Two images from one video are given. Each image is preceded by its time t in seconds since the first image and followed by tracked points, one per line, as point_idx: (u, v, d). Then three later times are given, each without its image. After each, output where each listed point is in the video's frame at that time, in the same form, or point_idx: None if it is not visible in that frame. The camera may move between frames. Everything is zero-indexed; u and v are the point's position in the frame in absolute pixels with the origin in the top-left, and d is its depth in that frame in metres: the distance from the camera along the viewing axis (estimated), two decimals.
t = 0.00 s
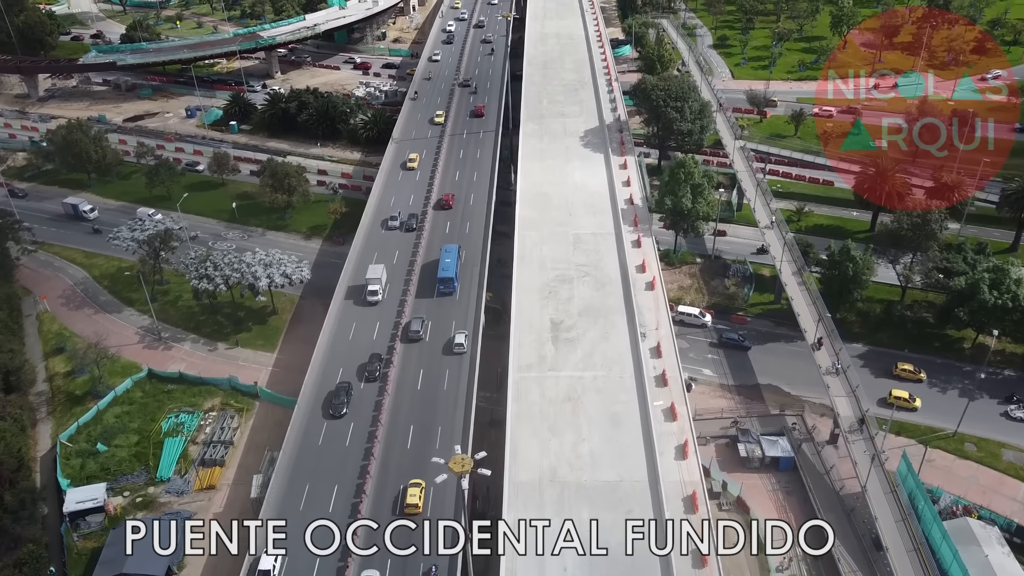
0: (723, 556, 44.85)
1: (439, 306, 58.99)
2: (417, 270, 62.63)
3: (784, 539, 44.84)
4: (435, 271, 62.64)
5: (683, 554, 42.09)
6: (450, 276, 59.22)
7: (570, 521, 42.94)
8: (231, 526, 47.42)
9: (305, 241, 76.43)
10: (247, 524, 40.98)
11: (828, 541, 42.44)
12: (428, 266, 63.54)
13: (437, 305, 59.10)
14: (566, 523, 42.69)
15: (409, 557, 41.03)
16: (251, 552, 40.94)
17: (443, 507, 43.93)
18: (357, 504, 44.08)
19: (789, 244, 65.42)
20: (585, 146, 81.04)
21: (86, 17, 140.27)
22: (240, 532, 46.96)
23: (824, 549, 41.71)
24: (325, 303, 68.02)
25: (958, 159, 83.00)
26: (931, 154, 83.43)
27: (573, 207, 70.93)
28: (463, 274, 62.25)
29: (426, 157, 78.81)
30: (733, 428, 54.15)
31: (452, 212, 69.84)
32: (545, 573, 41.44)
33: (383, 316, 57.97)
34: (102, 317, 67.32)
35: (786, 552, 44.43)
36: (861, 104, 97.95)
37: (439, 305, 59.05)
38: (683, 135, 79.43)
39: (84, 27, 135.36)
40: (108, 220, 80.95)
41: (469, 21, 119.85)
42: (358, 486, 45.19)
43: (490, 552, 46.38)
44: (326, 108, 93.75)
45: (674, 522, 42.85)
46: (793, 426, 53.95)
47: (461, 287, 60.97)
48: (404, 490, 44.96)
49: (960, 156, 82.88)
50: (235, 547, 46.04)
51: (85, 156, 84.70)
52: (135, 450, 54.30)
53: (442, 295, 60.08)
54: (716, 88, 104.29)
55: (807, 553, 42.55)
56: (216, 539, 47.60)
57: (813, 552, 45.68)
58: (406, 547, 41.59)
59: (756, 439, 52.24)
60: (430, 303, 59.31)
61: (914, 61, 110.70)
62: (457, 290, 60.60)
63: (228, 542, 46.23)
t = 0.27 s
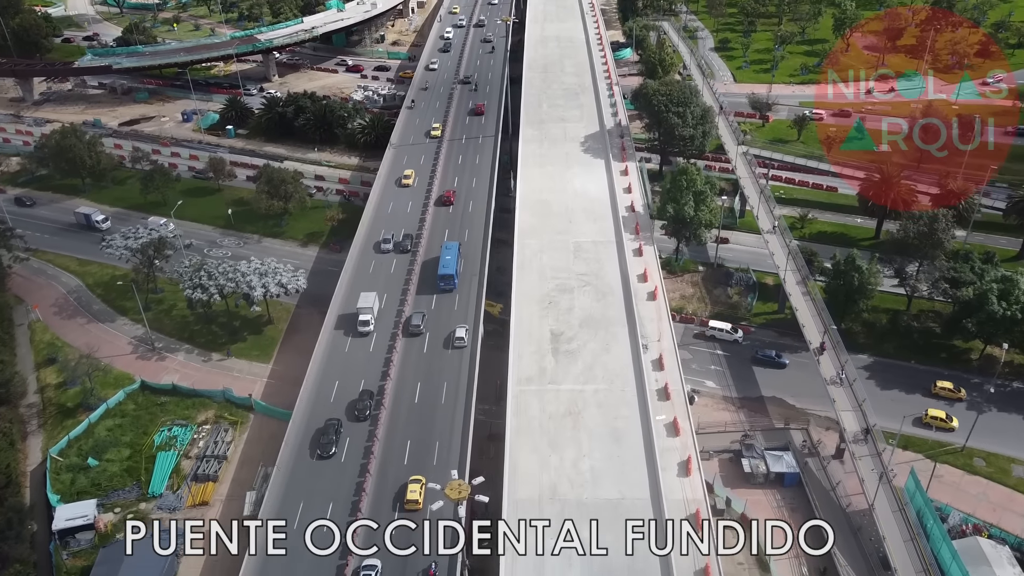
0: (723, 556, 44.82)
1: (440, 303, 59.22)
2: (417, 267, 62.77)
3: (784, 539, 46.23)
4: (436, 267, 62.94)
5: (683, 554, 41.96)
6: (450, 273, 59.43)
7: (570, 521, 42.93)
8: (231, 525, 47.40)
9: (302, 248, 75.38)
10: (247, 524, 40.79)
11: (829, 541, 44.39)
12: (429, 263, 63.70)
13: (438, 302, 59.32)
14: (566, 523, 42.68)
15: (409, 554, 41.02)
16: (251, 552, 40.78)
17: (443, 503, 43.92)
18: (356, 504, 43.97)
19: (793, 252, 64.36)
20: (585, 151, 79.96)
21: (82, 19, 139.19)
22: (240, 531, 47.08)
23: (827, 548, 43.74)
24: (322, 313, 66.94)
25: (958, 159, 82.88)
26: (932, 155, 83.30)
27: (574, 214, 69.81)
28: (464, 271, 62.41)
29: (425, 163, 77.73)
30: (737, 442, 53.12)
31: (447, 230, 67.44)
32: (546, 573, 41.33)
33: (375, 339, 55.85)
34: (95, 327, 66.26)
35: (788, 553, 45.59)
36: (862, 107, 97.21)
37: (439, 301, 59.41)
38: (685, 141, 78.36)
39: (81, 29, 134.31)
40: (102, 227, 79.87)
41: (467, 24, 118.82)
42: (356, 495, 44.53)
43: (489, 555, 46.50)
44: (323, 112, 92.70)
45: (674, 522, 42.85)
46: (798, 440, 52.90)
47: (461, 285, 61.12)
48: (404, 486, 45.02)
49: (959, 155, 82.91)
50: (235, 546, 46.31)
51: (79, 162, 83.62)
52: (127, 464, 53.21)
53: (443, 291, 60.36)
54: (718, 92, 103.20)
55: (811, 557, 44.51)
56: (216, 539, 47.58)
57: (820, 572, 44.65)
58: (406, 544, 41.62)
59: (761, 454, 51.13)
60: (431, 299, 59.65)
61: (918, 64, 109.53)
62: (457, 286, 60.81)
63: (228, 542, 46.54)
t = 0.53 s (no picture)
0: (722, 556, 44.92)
1: (440, 299, 59.52)
2: (418, 264, 63.07)
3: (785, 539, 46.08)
4: (436, 264, 63.28)
5: (683, 554, 41.81)
6: (450, 270, 59.61)
7: (570, 521, 42.91)
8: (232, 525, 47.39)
9: (298, 255, 74.32)
10: (247, 524, 40.76)
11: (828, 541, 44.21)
12: (430, 260, 64.03)
13: (438, 299, 59.55)
14: (566, 523, 42.67)
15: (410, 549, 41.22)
16: (251, 552, 40.78)
17: (443, 500, 44.08)
18: (356, 503, 43.98)
19: (798, 261, 63.32)
20: (586, 157, 78.90)
21: (79, 21, 138.09)
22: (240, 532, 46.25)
23: (826, 548, 43.55)
24: (318, 322, 65.84)
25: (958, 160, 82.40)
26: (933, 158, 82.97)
27: (574, 222, 68.76)
28: (464, 268, 62.64)
29: (423, 168, 76.64)
30: (741, 457, 52.11)
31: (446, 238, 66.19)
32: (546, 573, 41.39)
33: (372, 354, 54.45)
34: (88, 337, 65.19)
35: (788, 552, 45.51)
36: (864, 111, 96.25)
37: (439, 297, 59.74)
38: (686, 147, 77.27)
39: (77, 32, 133.23)
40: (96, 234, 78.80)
41: (467, 26, 117.64)
42: (355, 499, 44.21)
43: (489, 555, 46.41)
44: (320, 117, 91.64)
45: (674, 522, 42.81)
46: (803, 456, 51.85)
47: (461, 280, 61.34)
48: (404, 482, 45.16)
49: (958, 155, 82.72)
50: (234, 548, 45.50)
51: (73, 167, 82.55)
52: (118, 479, 52.13)
53: (443, 288, 60.55)
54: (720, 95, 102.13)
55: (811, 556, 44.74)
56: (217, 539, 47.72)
57: None
58: (407, 539, 41.80)
59: (765, 470, 50.13)
60: (432, 296, 59.92)
61: (921, 67, 108.55)
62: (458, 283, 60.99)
63: (228, 543, 45.74)
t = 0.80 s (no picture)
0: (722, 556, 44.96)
1: (441, 296, 59.64)
2: (419, 261, 63.22)
3: (785, 540, 46.34)
4: (437, 261, 63.40)
5: (683, 554, 41.87)
6: (451, 266, 59.75)
7: (570, 521, 42.85)
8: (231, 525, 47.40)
9: (295, 263, 73.29)
10: (247, 524, 40.74)
11: (828, 541, 44.41)
12: (430, 257, 64.23)
13: (438, 295, 59.75)
14: (566, 523, 42.63)
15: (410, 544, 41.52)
16: (250, 552, 40.79)
17: (444, 495, 44.29)
18: (356, 500, 43.77)
19: (802, 270, 62.32)
20: (586, 163, 77.87)
21: (75, 23, 136.99)
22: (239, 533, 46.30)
23: (826, 548, 43.45)
24: (314, 332, 64.76)
25: (960, 162, 82.99)
26: (936, 160, 83.36)
27: (574, 230, 67.76)
28: (464, 264, 62.86)
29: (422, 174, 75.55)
30: (745, 473, 51.10)
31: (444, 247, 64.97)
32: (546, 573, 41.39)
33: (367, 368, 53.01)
34: (80, 347, 64.14)
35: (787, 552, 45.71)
36: (868, 116, 95.49)
37: (440, 293, 59.97)
38: (688, 153, 76.17)
39: (74, 34, 132.14)
40: (91, 241, 77.74)
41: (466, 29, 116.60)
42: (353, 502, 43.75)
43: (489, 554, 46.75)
44: (318, 122, 90.59)
45: (674, 522, 42.96)
46: (808, 471, 50.80)
47: (462, 278, 61.48)
48: (404, 478, 45.29)
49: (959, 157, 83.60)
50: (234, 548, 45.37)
51: (67, 173, 81.51)
52: (110, 495, 51.04)
53: (443, 285, 60.71)
54: (722, 100, 101.04)
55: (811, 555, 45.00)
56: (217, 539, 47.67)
57: None
58: (407, 534, 41.99)
59: (770, 486, 49.16)
60: (432, 293, 60.04)
61: (924, 71, 107.53)
62: (458, 280, 61.20)
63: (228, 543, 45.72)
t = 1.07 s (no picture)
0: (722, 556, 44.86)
1: (442, 292, 59.77)
2: (419, 258, 63.34)
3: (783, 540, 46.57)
4: (438, 257, 63.52)
5: (683, 554, 41.88)
6: (451, 262, 59.88)
7: (570, 521, 42.84)
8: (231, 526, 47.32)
9: (291, 271, 72.23)
10: (247, 524, 40.84)
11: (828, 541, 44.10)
12: (431, 253, 64.38)
13: (438, 290, 59.91)
14: (566, 523, 42.61)
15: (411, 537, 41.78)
16: (251, 552, 40.84)
17: (444, 491, 44.45)
18: (356, 503, 43.67)
19: (807, 280, 61.27)
20: (587, 169, 76.80)
21: (72, 26, 135.92)
22: (239, 532, 45.03)
23: (826, 548, 43.32)
24: (310, 343, 63.67)
25: (964, 165, 82.29)
26: (941, 164, 82.55)
27: (574, 237, 66.71)
28: (465, 260, 63.00)
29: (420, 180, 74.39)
30: (750, 489, 50.04)
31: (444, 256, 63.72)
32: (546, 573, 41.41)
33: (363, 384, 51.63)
34: (72, 358, 63.07)
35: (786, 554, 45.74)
36: (871, 120, 94.37)
37: (441, 288, 60.21)
38: (690, 159, 75.04)
39: (70, 36, 131.12)
40: (85, 248, 76.68)
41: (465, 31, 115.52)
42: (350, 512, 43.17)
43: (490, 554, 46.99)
44: (315, 126, 89.50)
45: (674, 522, 42.89)
46: (813, 488, 49.74)
47: (462, 274, 61.58)
48: (405, 474, 45.41)
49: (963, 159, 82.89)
50: (234, 547, 44.39)
51: (61, 179, 80.44)
52: (100, 512, 49.97)
53: (444, 280, 60.83)
54: (724, 104, 99.95)
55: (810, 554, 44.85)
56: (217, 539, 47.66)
57: None
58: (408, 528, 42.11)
59: (776, 503, 48.21)
60: (433, 288, 60.14)
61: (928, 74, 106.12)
62: (459, 276, 61.27)
63: (227, 543, 44.89)
